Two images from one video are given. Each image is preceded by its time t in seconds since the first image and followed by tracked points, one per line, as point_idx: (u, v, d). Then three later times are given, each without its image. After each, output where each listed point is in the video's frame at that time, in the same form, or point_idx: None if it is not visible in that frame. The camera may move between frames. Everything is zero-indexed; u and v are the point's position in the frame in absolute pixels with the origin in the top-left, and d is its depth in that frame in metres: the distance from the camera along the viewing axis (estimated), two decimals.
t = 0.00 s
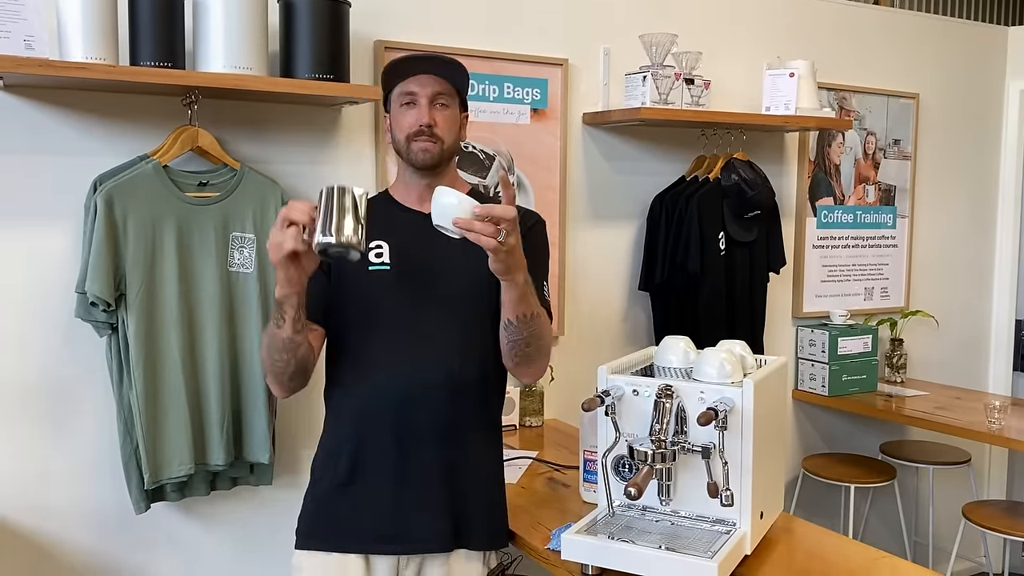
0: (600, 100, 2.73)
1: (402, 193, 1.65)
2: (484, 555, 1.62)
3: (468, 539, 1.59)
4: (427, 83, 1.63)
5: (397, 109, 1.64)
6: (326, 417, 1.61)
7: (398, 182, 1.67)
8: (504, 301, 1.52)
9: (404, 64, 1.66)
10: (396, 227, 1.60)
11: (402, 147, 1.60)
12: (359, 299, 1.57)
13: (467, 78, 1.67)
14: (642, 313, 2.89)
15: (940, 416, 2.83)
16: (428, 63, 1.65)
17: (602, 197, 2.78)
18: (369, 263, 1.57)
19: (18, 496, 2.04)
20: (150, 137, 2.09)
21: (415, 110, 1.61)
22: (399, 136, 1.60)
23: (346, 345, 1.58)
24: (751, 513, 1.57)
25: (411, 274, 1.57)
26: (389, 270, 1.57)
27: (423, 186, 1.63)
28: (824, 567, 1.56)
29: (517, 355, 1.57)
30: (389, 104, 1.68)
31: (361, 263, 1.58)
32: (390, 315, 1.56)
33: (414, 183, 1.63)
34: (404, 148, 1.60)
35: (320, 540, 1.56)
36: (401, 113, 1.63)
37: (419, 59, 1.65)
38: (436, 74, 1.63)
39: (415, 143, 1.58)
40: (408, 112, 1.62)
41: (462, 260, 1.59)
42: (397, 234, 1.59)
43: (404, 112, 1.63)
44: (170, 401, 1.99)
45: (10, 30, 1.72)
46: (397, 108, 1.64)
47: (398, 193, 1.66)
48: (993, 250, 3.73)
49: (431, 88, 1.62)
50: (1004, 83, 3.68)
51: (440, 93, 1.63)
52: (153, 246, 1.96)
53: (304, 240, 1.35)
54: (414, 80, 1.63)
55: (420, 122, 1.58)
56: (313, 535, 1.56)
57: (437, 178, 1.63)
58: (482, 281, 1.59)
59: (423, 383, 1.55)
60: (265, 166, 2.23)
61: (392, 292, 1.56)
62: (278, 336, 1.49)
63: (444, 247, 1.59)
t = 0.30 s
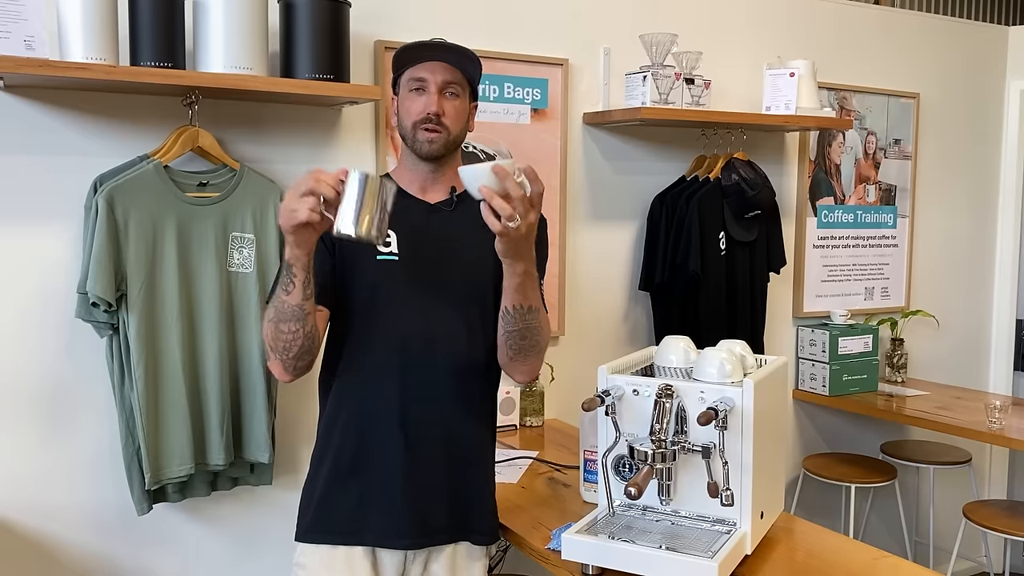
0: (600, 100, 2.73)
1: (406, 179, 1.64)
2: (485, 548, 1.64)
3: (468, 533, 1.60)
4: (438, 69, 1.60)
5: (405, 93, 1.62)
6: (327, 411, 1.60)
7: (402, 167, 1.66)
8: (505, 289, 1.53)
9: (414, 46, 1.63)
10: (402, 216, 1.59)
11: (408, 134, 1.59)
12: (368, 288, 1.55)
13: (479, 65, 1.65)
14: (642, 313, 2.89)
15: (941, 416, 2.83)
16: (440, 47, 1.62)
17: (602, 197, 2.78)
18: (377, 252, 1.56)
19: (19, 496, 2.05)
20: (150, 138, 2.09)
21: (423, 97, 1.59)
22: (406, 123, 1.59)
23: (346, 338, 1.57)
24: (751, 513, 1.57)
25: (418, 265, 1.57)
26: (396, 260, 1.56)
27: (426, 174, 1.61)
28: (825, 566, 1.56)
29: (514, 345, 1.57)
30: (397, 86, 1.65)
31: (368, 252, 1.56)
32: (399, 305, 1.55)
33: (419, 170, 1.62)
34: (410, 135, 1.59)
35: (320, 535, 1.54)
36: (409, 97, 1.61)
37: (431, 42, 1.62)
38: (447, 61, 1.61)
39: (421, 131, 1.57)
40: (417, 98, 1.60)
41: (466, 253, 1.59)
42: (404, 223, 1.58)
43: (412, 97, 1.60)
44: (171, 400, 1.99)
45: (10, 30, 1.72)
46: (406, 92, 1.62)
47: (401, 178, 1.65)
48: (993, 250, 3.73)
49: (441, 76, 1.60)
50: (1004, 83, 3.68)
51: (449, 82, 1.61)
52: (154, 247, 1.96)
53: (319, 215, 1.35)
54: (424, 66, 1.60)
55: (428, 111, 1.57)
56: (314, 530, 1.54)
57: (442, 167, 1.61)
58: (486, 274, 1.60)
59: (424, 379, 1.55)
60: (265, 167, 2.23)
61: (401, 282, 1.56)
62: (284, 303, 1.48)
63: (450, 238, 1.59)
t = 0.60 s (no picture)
0: (601, 100, 2.73)
1: (402, 178, 1.62)
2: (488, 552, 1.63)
3: (471, 537, 1.60)
4: (456, 75, 1.59)
5: (417, 90, 1.60)
6: (331, 416, 1.59)
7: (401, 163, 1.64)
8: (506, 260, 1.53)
9: (434, 45, 1.60)
10: (397, 220, 1.57)
11: (414, 134, 1.58)
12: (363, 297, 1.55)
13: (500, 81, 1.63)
14: (643, 313, 2.89)
15: (943, 416, 2.83)
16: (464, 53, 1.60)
17: (603, 198, 2.78)
18: (372, 261, 1.55)
19: (21, 497, 2.05)
20: (151, 139, 2.09)
21: (435, 100, 1.58)
22: (414, 123, 1.58)
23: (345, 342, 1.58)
24: (752, 513, 1.57)
25: (414, 272, 1.55)
26: (392, 268, 1.55)
27: (422, 175, 1.60)
28: (826, 568, 1.56)
29: (511, 327, 1.54)
30: (409, 80, 1.63)
31: (364, 261, 1.56)
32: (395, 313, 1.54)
33: (416, 170, 1.60)
34: (416, 135, 1.57)
35: (322, 540, 1.55)
36: (421, 96, 1.59)
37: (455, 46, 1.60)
38: (467, 68, 1.59)
39: (428, 134, 1.56)
40: (429, 99, 1.58)
41: (465, 257, 1.57)
42: (399, 228, 1.57)
43: (424, 97, 1.59)
44: (172, 402, 1.99)
45: (11, 32, 1.72)
46: (418, 89, 1.60)
47: (396, 174, 1.63)
48: (994, 249, 3.73)
49: (458, 82, 1.58)
50: (1004, 83, 3.68)
51: (465, 88, 1.59)
52: (156, 247, 1.96)
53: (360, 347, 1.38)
54: (441, 67, 1.58)
55: (438, 116, 1.55)
56: (316, 535, 1.55)
57: (442, 171, 1.60)
58: (485, 278, 1.58)
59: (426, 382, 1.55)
60: (266, 168, 2.23)
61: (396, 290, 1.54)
62: (306, 370, 1.51)
63: (446, 243, 1.58)
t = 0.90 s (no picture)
0: (601, 101, 2.73)
1: (399, 186, 1.61)
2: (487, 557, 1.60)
3: (467, 543, 1.57)
4: (466, 89, 1.56)
5: (424, 101, 1.55)
6: (331, 419, 1.60)
7: (401, 172, 1.61)
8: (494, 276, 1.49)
9: (441, 54, 1.56)
10: (386, 226, 1.57)
11: (422, 148, 1.55)
12: (353, 305, 1.56)
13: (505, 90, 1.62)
14: (644, 314, 2.89)
15: (944, 416, 2.83)
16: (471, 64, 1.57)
17: (603, 199, 2.78)
18: (362, 268, 1.56)
19: (23, 498, 2.05)
20: (152, 140, 2.10)
21: (445, 115, 1.54)
22: (422, 136, 1.54)
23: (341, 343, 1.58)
24: (753, 514, 1.57)
25: (403, 278, 1.55)
26: (380, 275, 1.55)
27: (425, 186, 1.59)
28: (827, 569, 1.56)
29: (499, 340, 1.52)
30: (412, 88, 1.57)
31: (354, 267, 1.57)
32: (385, 320, 1.55)
33: (419, 182, 1.59)
34: (424, 149, 1.54)
35: (319, 542, 1.55)
36: (429, 109, 1.55)
37: (462, 57, 1.56)
38: (476, 81, 1.57)
39: (438, 151, 1.54)
40: (438, 113, 1.54)
41: (455, 261, 1.56)
42: (388, 234, 1.57)
43: (432, 110, 1.54)
44: (173, 403, 1.99)
45: (12, 33, 1.73)
46: (425, 101, 1.55)
47: (397, 184, 1.61)
48: (995, 250, 3.73)
49: (468, 97, 1.56)
50: (1005, 83, 3.68)
51: (474, 102, 1.57)
52: (158, 247, 1.96)
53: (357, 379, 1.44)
54: (451, 81, 1.54)
55: (450, 133, 1.53)
56: (313, 536, 1.56)
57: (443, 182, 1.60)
58: (477, 281, 1.56)
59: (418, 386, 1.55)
60: (268, 169, 2.23)
61: (385, 297, 1.55)
62: (297, 383, 1.58)
63: (436, 247, 1.57)
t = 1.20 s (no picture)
0: (602, 102, 2.73)
1: (389, 181, 1.60)
2: (473, 552, 1.62)
3: (452, 536, 1.59)
4: (449, 77, 1.56)
5: (408, 92, 1.56)
6: (317, 414, 1.58)
7: (388, 165, 1.61)
8: (489, 279, 1.49)
9: (423, 43, 1.56)
10: (377, 222, 1.56)
11: (409, 139, 1.54)
12: (343, 302, 1.55)
13: (490, 77, 1.62)
14: (644, 314, 2.89)
15: (944, 417, 2.83)
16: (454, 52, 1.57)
17: (604, 200, 2.78)
18: (352, 265, 1.55)
19: (24, 498, 2.05)
20: (153, 140, 2.10)
21: (431, 103, 1.55)
22: (408, 127, 1.54)
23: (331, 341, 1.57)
24: (754, 514, 1.58)
25: (394, 276, 1.54)
26: (371, 272, 1.54)
27: (413, 179, 1.58)
28: (827, 569, 1.56)
29: (494, 342, 1.53)
30: (395, 80, 1.58)
31: (345, 264, 1.55)
32: (374, 317, 1.54)
33: (407, 174, 1.58)
34: (410, 140, 1.54)
35: (306, 538, 1.54)
36: (413, 99, 1.55)
37: (444, 45, 1.56)
38: (460, 69, 1.57)
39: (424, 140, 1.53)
40: (423, 102, 1.55)
41: (446, 258, 1.56)
42: (379, 231, 1.56)
43: (416, 100, 1.55)
44: (173, 403, 1.99)
45: (13, 34, 1.73)
46: (409, 92, 1.55)
47: (385, 178, 1.60)
48: (995, 250, 3.73)
49: (453, 84, 1.56)
50: (1005, 84, 3.68)
51: (458, 90, 1.57)
52: (159, 248, 1.96)
53: (346, 373, 1.44)
54: (434, 69, 1.55)
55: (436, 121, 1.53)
56: (300, 532, 1.55)
57: (433, 174, 1.59)
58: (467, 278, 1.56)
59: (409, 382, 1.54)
60: (268, 169, 2.24)
61: (376, 294, 1.54)
62: (285, 380, 1.57)
63: (427, 244, 1.56)
